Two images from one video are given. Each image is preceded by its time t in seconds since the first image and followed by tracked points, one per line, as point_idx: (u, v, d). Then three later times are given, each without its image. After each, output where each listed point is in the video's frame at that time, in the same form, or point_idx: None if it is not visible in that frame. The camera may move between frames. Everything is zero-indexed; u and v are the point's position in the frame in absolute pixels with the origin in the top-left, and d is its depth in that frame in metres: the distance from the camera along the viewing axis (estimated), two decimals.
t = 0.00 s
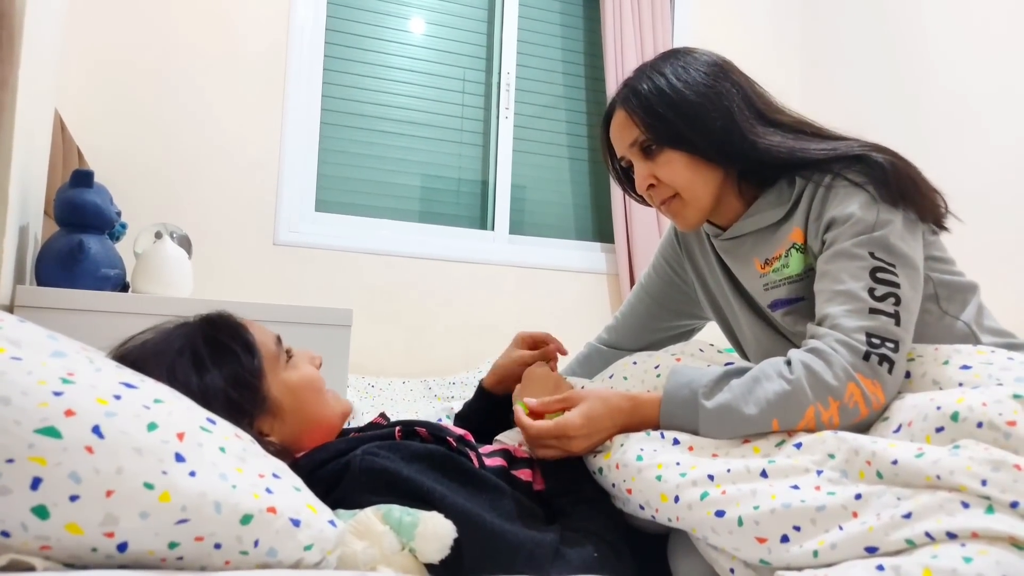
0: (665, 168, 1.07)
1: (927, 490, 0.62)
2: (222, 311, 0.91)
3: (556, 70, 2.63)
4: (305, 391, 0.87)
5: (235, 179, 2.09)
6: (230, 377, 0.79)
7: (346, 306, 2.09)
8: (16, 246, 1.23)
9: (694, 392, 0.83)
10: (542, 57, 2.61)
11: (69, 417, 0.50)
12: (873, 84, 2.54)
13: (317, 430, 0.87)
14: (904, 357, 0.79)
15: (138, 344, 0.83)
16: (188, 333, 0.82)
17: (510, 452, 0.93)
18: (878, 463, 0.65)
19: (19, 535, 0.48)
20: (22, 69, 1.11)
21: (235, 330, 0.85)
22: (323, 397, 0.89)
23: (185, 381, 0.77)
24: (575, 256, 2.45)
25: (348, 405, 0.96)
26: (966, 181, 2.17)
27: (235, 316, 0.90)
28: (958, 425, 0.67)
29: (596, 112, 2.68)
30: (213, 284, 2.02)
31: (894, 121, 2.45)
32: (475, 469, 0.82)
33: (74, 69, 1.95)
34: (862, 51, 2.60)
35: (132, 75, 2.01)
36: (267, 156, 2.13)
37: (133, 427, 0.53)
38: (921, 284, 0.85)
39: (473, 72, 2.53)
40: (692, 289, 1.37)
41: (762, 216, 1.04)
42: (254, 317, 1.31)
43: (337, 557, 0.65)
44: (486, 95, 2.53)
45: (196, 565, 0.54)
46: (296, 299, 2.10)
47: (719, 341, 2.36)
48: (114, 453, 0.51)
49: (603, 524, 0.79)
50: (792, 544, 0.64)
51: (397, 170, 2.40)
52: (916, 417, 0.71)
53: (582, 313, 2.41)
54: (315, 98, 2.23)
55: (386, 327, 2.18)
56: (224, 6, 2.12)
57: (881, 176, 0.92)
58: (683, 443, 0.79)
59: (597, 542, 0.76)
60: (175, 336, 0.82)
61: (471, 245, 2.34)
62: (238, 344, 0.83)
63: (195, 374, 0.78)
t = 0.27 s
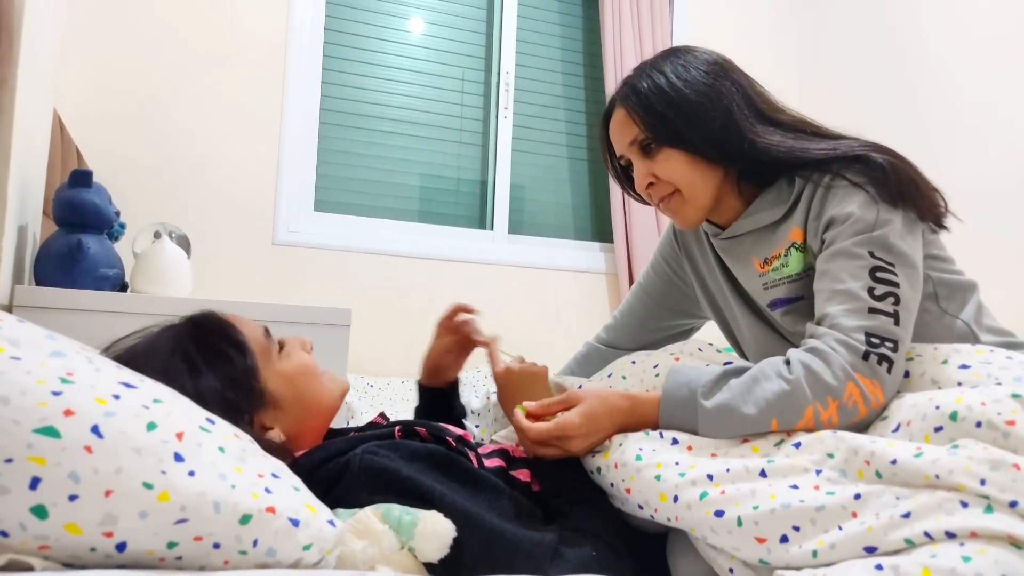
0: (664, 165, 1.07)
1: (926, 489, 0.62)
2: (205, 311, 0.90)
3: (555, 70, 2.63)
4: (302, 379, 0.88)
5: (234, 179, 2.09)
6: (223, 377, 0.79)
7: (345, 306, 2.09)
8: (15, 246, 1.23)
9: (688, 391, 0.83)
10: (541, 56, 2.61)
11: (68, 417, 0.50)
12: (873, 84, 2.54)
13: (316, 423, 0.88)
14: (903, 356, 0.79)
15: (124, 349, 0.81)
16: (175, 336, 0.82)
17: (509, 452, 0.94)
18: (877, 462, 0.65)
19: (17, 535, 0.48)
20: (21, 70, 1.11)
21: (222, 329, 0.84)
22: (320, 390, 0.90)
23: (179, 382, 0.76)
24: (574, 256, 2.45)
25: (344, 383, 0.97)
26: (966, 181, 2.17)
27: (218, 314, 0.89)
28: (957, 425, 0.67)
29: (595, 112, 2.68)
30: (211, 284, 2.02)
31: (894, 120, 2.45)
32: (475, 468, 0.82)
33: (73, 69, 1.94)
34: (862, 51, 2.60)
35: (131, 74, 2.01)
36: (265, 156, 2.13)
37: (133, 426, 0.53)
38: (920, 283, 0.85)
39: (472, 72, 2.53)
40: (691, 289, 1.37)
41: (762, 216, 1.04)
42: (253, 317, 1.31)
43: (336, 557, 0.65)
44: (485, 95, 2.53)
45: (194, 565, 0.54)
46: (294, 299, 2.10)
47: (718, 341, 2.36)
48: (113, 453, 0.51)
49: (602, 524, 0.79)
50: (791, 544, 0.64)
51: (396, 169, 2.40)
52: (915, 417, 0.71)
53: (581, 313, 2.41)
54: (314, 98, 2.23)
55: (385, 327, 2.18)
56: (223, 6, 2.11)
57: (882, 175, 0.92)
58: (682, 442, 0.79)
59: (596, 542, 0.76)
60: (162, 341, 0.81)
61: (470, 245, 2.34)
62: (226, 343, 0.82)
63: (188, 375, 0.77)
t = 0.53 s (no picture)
0: (662, 163, 1.07)
1: (925, 489, 0.62)
2: (196, 311, 0.90)
3: (554, 69, 2.63)
4: (296, 374, 0.88)
5: (233, 178, 2.09)
6: (216, 377, 0.79)
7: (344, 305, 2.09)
8: (13, 246, 1.23)
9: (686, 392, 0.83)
10: (540, 55, 2.61)
11: (67, 415, 0.50)
12: (872, 83, 2.54)
13: (313, 421, 0.88)
14: (902, 356, 0.79)
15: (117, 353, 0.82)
16: (166, 339, 0.82)
17: (507, 451, 0.93)
18: (876, 462, 0.65)
19: (16, 534, 0.48)
20: (19, 69, 1.11)
21: (213, 329, 0.84)
22: (318, 385, 0.90)
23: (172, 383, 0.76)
24: (573, 255, 2.44)
25: (342, 377, 0.97)
26: (965, 181, 2.17)
27: (209, 314, 0.89)
28: (956, 424, 0.67)
29: (594, 111, 2.68)
30: (210, 283, 2.02)
31: (893, 120, 2.45)
32: (473, 466, 0.82)
33: (71, 68, 1.94)
34: (861, 51, 2.61)
35: (129, 73, 2.01)
36: (264, 155, 2.12)
37: (131, 425, 0.53)
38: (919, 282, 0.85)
39: (470, 71, 2.53)
40: (689, 287, 1.36)
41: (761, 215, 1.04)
42: (251, 316, 1.31)
43: (335, 555, 0.65)
44: (484, 94, 2.53)
45: (194, 564, 0.54)
46: (293, 298, 2.10)
47: (717, 340, 2.36)
48: (112, 452, 0.51)
49: (601, 522, 0.79)
50: (790, 544, 0.64)
51: (395, 168, 2.40)
52: (914, 417, 0.71)
53: (580, 312, 2.41)
54: (313, 97, 2.22)
55: (384, 326, 2.18)
56: (221, 5, 2.11)
57: (882, 170, 0.92)
58: (681, 442, 0.79)
59: (595, 541, 0.76)
60: (153, 343, 0.81)
61: (469, 244, 2.34)
62: (217, 343, 0.83)
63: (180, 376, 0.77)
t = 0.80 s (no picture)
0: (667, 159, 1.07)
1: (924, 489, 0.62)
2: (199, 313, 0.90)
3: (552, 70, 2.64)
4: (295, 377, 0.88)
5: (232, 179, 2.08)
6: (216, 380, 0.79)
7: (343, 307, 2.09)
8: (11, 247, 1.23)
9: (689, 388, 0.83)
10: (539, 57, 2.61)
11: (65, 417, 0.50)
12: (871, 84, 2.55)
13: (314, 422, 0.88)
14: (902, 358, 0.80)
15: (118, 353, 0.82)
16: (165, 341, 0.82)
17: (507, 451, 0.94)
18: (875, 463, 0.65)
19: (15, 535, 0.48)
20: (17, 70, 1.11)
21: (214, 332, 0.84)
22: (317, 387, 0.90)
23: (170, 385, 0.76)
24: (572, 256, 2.45)
25: (343, 386, 0.97)
26: (962, 182, 2.17)
27: (212, 316, 0.89)
28: (954, 425, 0.67)
29: (593, 112, 2.68)
30: (208, 284, 2.02)
31: (890, 121, 2.46)
32: (473, 468, 0.81)
33: (69, 69, 1.94)
34: (860, 51, 2.61)
35: (128, 74, 2.01)
36: (262, 156, 2.12)
37: (130, 427, 0.53)
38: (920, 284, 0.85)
39: (469, 72, 2.53)
40: (688, 288, 1.36)
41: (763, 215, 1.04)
42: (250, 317, 1.30)
43: (334, 557, 0.65)
44: (483, 95, 2.53)
45: (193, 565, 0.54)
46: (292, 299, 2.10)
47: (716, 341, 2.36)
48: (111, 453, 0.51)
49: (600, 523, 0.79)
50: (790, 545, 0.64)
51: (393, 170, 2.40)
52: (913, 418, 0.71)
53: (578, 313, 2.41)
54: (311, 98, 2.22)
55: (383, 328, 2.18)
56: (220, 6, 2.11)
57: (877, 172, 0.92)
58: (680, 443, 0.79)
59: (594, 542, 0.76)
60: (152, 345, 0.81)
61: (468, 245, 2.34)
62: (219, 346, 0.83)
63: (180, 378, 0.77)
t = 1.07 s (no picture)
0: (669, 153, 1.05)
1: (927, 487, 0.62)
2: (204, 315, 0.91)
3: (552, 70, 2.64)
4: (298, 380, 0.88)
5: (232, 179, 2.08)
6: (219, 381, 0.79)
7: (343, 307, 2.09)
8: (12, 248, 1.23)
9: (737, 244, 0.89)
10: (539, 57, 2.61)
11: (66, 418, 0.50)
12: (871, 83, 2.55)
13: (315, 424, 0.88)
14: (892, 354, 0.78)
15: (121, 353, 0.83)
16: (170, 342, 0.83)
17: (507, 452, 0.96)
18: (875, 455, 0.65)
19: (16, 537, 0.48)
20: (17, 72, 1.11)
21: (218, 333, 0.85)
22: (319, 389, 0.90)
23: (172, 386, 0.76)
24: (572, 256, 2.44)
25: (343, 389, 0.97)
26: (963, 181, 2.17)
27: (216, 318, 0.90)
28: (955, 421, 0.67)
29: (593, 112, 2.68)
30: (209, 285, 2.02)
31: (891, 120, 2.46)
32: (473, 468, 0.82)
33: (70, 70, 1.94)
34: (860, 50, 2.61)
35: (128, 75, 2.01)
36: (263, 157, 2.12)
37: (131, 428, 0.53)
38: (915, 287, 0.84)
39: (469, 72, 2.53)
40: (687, 288, 1.36)
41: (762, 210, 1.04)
42: (250, 318, 1.30)
43: (336, 558, 0.64)
44: (483, 95, 2.53)
45: (194, 566, 0.54)
46: (292, 300, 2.10)
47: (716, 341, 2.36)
48: (112, 454, 0.51)
49: (600, 522, 0.79)
50: (789, 542, 0.64)
51: (393, 170, 2.40)
52: (913, 411, 0.71)
53: (579, 313, 2.41)
54: (312, 99, 2.22)
55: (383, 328, 2.18)
56: (220, 7, 2.11)
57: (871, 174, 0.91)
58: (675, 433, 0.80)
59: (596, 541, 0.76)
60: (156, 346, 0.82)
61: (468, 246, 2.34)
62: (222, 347, 0.83)
63: (182, 379, 0.78)
